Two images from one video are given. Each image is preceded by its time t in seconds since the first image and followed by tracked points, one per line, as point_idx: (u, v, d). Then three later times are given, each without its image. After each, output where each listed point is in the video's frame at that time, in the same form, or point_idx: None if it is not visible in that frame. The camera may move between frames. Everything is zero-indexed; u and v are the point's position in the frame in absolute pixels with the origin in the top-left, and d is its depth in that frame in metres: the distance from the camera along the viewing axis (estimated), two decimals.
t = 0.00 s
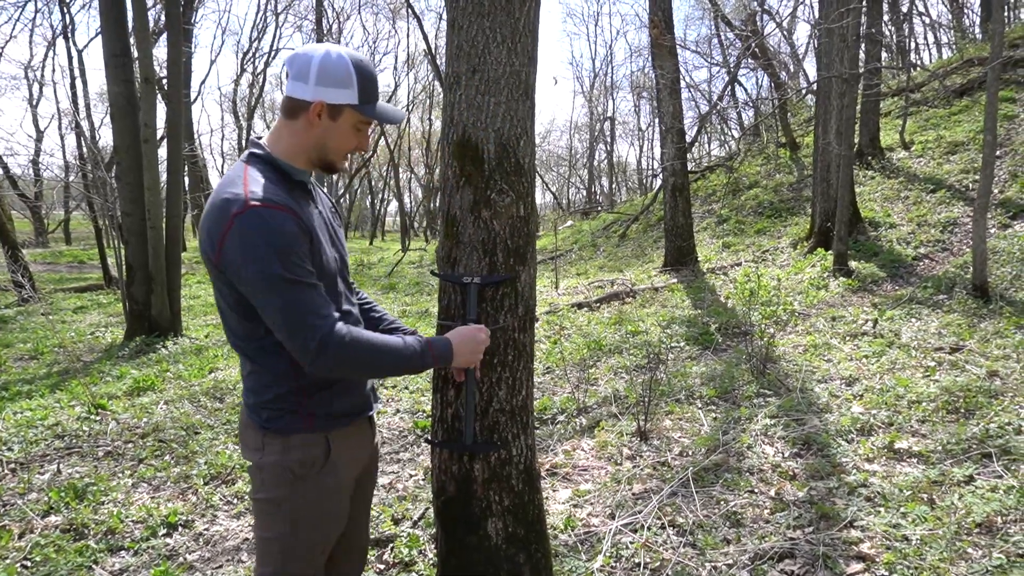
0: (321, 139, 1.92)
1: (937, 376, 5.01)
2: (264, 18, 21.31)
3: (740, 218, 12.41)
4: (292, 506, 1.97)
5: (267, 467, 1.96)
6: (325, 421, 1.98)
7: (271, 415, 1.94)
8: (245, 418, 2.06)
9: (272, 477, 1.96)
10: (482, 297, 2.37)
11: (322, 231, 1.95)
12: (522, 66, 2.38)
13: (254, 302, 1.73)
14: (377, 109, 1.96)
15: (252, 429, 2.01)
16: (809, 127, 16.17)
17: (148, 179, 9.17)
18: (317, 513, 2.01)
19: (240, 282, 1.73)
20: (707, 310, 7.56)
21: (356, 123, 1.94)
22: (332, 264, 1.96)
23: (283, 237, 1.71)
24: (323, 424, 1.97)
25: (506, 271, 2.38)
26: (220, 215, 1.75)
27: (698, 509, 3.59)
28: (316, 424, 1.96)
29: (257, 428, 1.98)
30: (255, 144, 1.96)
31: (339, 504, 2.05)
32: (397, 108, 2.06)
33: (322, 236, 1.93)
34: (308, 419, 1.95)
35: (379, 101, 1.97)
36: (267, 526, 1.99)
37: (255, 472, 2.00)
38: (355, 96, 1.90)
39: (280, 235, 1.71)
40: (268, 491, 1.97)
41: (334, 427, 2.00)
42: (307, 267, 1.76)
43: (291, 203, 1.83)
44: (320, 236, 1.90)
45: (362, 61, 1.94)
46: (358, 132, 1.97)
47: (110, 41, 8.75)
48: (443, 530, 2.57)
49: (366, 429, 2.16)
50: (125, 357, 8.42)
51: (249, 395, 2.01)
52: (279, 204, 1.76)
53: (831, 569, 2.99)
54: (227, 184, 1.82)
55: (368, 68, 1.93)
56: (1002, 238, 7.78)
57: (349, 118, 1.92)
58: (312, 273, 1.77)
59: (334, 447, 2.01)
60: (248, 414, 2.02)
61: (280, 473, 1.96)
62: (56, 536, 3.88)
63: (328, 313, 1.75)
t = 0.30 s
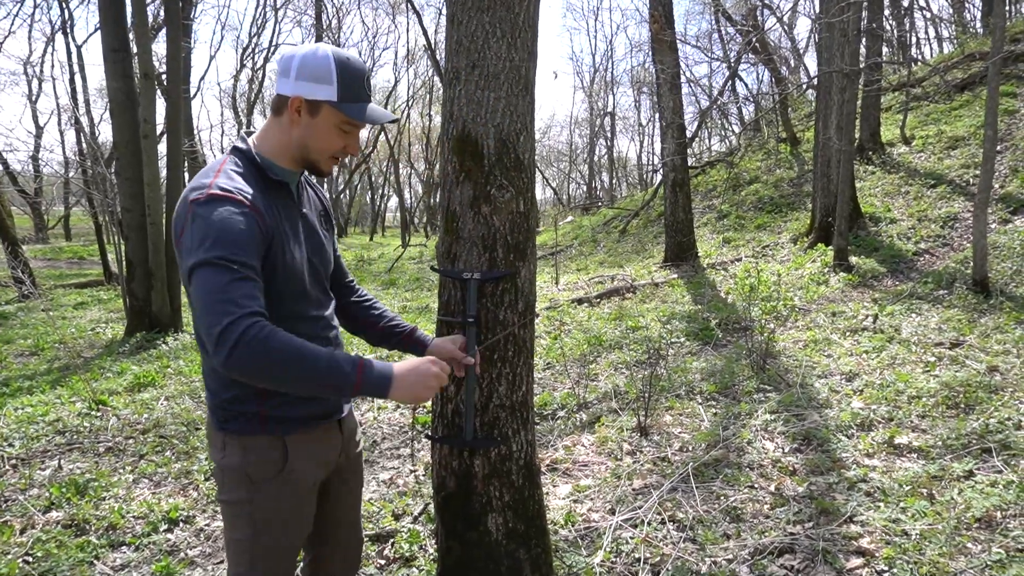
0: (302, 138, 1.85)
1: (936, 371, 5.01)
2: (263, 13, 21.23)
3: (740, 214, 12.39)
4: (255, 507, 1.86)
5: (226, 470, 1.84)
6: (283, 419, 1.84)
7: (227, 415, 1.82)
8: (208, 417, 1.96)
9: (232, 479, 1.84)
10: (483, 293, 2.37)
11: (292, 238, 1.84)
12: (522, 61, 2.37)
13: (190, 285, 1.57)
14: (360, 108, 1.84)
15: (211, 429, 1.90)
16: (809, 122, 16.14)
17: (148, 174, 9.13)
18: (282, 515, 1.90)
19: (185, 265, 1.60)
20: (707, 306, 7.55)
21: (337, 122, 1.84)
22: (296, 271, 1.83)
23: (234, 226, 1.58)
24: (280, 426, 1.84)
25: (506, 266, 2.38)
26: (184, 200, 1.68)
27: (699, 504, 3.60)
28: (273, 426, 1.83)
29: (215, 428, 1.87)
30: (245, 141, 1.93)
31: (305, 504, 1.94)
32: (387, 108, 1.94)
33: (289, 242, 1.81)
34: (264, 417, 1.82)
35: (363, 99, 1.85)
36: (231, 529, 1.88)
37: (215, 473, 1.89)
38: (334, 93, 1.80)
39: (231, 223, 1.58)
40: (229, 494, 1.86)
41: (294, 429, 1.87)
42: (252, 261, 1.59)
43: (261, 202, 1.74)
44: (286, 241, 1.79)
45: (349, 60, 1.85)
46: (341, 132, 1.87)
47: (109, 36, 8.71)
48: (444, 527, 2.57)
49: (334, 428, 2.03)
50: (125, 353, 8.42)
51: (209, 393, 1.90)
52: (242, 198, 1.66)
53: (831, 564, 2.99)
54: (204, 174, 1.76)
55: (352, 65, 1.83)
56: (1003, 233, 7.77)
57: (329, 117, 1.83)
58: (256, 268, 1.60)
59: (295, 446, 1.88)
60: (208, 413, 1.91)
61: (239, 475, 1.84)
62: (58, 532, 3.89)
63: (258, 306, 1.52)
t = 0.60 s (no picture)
0: (292, 143, 1.83)
1: (936, 369, 5.01)
2: (262, 12, 21.20)
3: (740, 212, 12.38)
4: (230, 507, 1.85)
5: (202, 470, 1.85)
6: (254, 418, 1.83)
7: (201, 415, 1.83)
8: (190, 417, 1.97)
9: (208, 479, 1.85)
10: (480, 292, 2.37)
11: (275, 243, 1.83)
12: (521, 60, 2.37)
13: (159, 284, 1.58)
14: (347, 118, 1.80)
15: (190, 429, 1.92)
16: (809, 120, 16.12)
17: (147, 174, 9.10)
18: (258, 515, 1.88)
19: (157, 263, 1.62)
20: (707, 304, 7.54)
21: (324, 131, 1.80)
22: (274, 276, 1.83)
23: (206, 229, 1.58)
24: (251, 426, 1.83)
25: (505, 265, 2.38)
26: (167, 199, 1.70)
27: (698, 503, 3.60)
28: (244, 425, 1.82)
29: (192, 428, 1.88)
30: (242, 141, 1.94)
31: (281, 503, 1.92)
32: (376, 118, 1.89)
33: (268, 248, 1.80)
34: (235, 416, 1.81)
35: (352, 110, 1.80)
36: (210, 528, 1.89)
37: (193, 472, 1.91)
38: (323, 101, 1.77)
39: (205, 225, 1.59)
40: (205, 493, 1.86)
41: (266, 429, 1.85)
42: (218, 266, 1.58)
43: (244, 208, 1.74)
44: (263, 247, 1.78)
45: (344, 70, 1.82)
46: (328, 142, 1.82)
47: (108, 36, 8.70)
48: (443, 526, 2.57)
49: (313, 428, 2.00)
50: (125, 353, 8.41)
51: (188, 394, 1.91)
52: (222, 203, 1.66)
53: (831, 563, 2.99)
54: (192, 173, 1.78)
55: (345, 75, 1.79)
56: (1003, 231, 7.76)
57: (317, 124, 1.79)
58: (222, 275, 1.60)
59: (267, 444, 1.87)
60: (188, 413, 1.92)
61: (214, 475, 1.84)
62: (57, 531, 3.89)
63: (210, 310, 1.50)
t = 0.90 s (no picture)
0: (280, 139, 1.84)
1: (936, 367, 5.01)
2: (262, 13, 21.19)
3: (740, 211, 12.38)
4: (219, 507, 1.85)
5: (191, 468, 1.85)
6: (241, 416, 1.83)
7: (190, 413, 1.83)
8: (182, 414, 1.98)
9: (197, 478, 1.85)
10: (479, 292, 2.37)
11: (269, 241, 1.83)
12: (519, 59, 2.37)
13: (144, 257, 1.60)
14: (330, 113, 1.78)
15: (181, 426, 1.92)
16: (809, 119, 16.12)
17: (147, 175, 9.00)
18: (247, 513, 1.88)
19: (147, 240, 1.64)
20: (707, 303, 7.54)
21: (308, 126, 1.79)
22: (268, 274, 1.82)
23: (195, 209, 1.60)
24: (238, 424, 1.82)
25: (503, 265, 2.38)
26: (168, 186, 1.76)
27: (698, 501, 3.61)
28: (231, 423, 1.82)
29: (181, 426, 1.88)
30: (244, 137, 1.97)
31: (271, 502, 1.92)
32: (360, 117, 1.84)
33: (263, 245, 1.80)
34: (223, 415, 1.81)
35: (337, 108, 1.79)
36: (201, 527, 1.89)
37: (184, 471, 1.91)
38: (307, 92, 1.77)
39: (194, 204, 1.61)
40: (194, 492, 1.87)
41: (254, 427, 1.85)
42: (199, 244, 1.58)
43: (239, 201, 1.76)
44: (257, 244, 1.78)
45: (337, 71, 1.82)
46: (311, 137, 1.80)
47: (108, 37, 8.64)
48: (442, 525, 2.58)
49: (303, 427, 2.00)
50: (125, 353, 8.40)
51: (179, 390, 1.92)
52: (216, 192, 1.69)
53: (831, 561, 2.99)
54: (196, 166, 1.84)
55: (336, 74, 1.80)
56: (1003, 229, 7.76)
57: (301, 117, 1.79)
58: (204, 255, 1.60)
59: (255, 444, 1.87)
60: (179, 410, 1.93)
61: (202, 474, 1.84)
62: (58, 532, 3.90)
63: (177, 264, 1.47)
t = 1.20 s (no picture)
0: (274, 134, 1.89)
1: (937, 367, 5.00)
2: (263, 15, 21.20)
3: (741, 211, 12.37)
4: (215, 506, 1.86)
5: (188, 468, 1.85)
6: (235, 416, 1.83)
7: (186, 412, 1.83)
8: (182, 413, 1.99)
9: (194, 478, 1.85)
10: (479, 292, 2.37)
11: (267, 239, 1.82)
12: (517, 60, 2.38)
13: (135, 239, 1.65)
14: (319, 103, 1.82)
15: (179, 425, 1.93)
16: (809, 119, 16.11)
17: (148, 176, 9.01)
18: (244, 515, 1.89)
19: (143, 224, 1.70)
20: (708, 304, 7.53)
21: (300, 117, 1.83)
22: (265, 272, 1.82)
23: (181, 195, 1.64)
24: (233, 425, 1.83)
25: (503, 265, 2.39)
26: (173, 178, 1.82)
27: (698, 502, 3.61)
28: (227, 424, 1.82)
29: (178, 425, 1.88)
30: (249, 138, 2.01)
31: (266, 504, 1.92)
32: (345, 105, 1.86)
33: (260, 243, 1.80)
34: (219, 416, 1.81)
35: (327, 98, 1.82)
36: (198, 527, 1.89)
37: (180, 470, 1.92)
38: (298, 84, 1.82)
39: (181, 190, 1.65)
40: (190, 492, 1.87)
41: (250, 428, 1.85)
42: (179, 228, 1.59)
43: (237, 196, 1.77)
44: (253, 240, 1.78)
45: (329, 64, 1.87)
46: (303, 129, 1.84)
47: (109, 38, 8.64)
48: (442, 525, 2.58)
49: (299, 429, 1.99)
50: (127, 354, 8.40)
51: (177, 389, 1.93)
52: (209, 184, 1.72)
53: (831, 561, 2.99)
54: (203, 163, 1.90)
55: (328, 67, 1.85)
56: (1004, 229, 7.75)
57: (292, 109, 1.84)
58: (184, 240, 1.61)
59: (250, 445, 1.86)
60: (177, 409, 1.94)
61: (198, 474, 1.84)
62: (59, 533, 3.90)
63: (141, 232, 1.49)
